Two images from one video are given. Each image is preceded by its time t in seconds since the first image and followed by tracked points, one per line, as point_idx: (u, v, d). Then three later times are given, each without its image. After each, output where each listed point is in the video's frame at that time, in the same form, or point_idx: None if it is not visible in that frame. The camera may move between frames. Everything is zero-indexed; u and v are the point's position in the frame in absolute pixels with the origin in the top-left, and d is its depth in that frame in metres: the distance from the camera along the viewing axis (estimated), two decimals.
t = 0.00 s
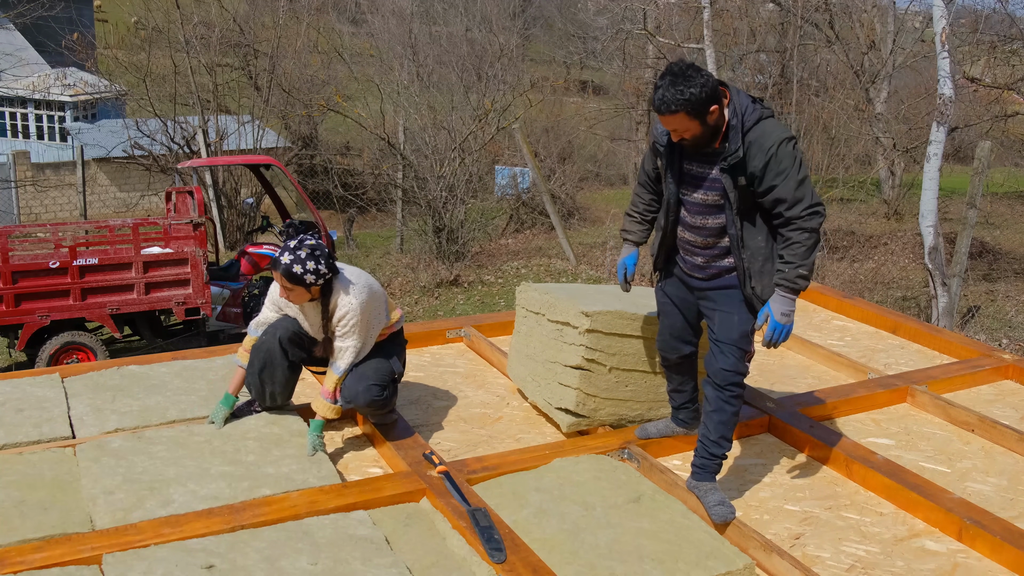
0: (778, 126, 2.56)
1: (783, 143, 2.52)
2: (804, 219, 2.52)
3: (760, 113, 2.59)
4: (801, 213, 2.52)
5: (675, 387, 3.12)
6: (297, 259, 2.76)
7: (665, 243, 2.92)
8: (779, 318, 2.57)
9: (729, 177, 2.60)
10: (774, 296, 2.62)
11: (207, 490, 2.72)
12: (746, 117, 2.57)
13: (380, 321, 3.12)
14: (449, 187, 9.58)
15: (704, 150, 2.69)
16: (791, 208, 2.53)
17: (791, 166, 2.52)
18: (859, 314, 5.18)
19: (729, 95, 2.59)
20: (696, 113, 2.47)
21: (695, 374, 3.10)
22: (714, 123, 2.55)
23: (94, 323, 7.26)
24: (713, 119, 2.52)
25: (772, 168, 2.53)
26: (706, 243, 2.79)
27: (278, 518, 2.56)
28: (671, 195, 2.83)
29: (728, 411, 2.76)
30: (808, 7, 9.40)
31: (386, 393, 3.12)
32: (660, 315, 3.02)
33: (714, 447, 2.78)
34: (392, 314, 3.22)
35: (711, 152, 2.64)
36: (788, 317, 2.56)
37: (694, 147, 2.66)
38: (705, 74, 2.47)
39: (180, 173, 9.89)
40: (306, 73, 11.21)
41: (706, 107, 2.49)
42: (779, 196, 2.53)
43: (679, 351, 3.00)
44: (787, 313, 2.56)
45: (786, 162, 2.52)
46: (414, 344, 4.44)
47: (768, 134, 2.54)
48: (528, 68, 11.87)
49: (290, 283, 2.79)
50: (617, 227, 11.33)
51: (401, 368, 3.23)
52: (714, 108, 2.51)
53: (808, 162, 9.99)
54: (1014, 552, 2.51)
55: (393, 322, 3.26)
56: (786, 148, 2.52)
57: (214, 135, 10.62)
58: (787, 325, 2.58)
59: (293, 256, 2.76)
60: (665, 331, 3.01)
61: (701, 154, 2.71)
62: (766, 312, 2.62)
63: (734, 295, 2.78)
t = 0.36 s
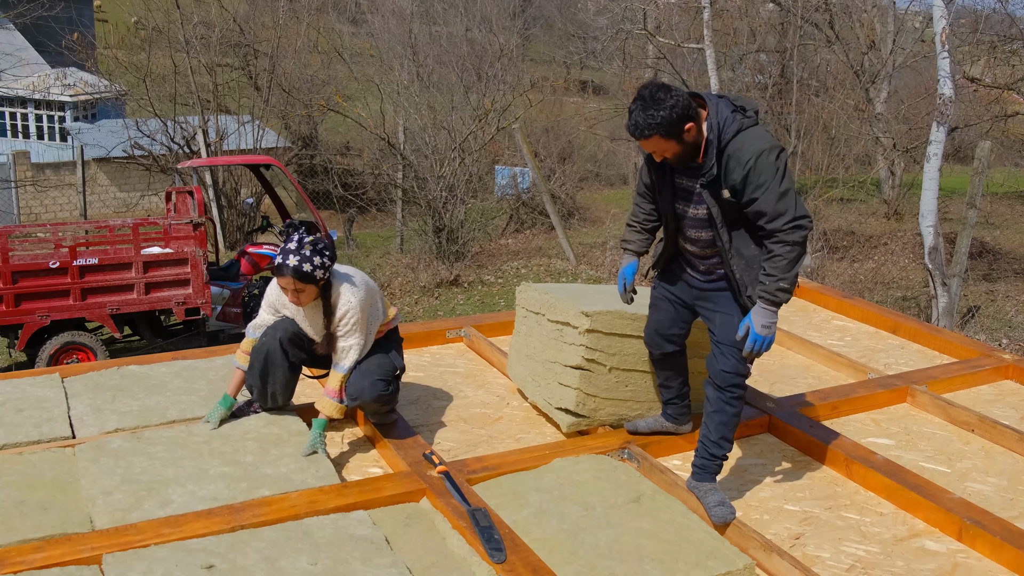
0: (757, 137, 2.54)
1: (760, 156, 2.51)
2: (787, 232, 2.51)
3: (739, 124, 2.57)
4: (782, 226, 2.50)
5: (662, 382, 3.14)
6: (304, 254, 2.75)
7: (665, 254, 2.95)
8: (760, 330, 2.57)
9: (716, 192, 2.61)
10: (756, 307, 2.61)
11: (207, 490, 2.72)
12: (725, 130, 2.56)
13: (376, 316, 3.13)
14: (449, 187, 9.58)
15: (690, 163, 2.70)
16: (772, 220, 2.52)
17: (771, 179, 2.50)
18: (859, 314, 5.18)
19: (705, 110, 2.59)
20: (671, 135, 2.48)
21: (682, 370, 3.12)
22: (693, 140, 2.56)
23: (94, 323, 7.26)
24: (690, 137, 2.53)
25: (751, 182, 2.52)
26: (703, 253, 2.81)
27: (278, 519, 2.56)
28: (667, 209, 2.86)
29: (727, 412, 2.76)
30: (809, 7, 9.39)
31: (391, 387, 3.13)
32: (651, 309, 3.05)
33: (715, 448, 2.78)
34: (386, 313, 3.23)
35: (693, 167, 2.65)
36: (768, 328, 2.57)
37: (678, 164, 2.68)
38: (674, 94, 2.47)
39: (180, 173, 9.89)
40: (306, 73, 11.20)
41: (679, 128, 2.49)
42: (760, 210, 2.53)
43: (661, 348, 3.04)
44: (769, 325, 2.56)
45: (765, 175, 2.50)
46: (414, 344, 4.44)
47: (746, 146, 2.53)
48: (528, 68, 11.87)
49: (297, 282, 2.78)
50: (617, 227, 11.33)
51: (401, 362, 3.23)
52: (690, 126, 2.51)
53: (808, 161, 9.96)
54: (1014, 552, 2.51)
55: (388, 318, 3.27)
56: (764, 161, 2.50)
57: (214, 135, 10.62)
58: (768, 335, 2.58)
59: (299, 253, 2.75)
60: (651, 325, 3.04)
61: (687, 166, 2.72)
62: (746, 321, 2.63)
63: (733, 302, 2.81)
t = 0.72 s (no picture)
0: (727, 124, 2.60)
1: (736, 139, 2.56)
2: (778, 201, 2.53)
3: (705, 118, 2.64)
4: (773, 196, 2.53)
5: (652, 393, 3.12)
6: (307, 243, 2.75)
7: (656, 266, 2.96)
8: (763, 294, 2.55)
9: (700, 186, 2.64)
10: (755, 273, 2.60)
11: (207, 490, 2.72)
12: (693, 125, 2.63)
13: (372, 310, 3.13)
14: (449, 187, 9.59)
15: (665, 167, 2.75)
16: (762, 194, 2.54)
17: (752, 156, 2.54)
18: (859, 314, 5.18)
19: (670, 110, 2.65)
20: (642, 135, 2.54)
21: (670, 379, 3.10)
22: (664, 139, 2.62)
23: (94, 323, 7.26)
24: (661, 137, 2.59)
25: (734, 163, 2.56)
26: (696, 252, 2.83)
27: (278, 518, 2.56)
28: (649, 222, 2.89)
29: (741, 408, 2.74)
30: (809, 7, 9.39)
31: (387, 376, 3.12)
32: (639, 315, 3.03)
33: (731, 446, 2.77)
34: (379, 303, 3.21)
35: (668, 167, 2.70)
36: (769, 293, 2.55)
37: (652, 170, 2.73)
38: (639, 96, 2.54)
39: (180, 173, 9.89)
40: (306, 74, 11.19)
41: (649, 129, 2.55)
42: (749, 187, 2.55)
43: (647, 356, 2.99)
44: (767, 287, 2.56)
45: (746, 155, 2.55)
46: (414, 344, 4.44)
47: (718, 134, 2.58)
48: (528, 68, 11.88)
49: (302, 273, 2.78)
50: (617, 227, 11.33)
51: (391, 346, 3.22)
52: (658, 125, 2.58)
53: (808, 162, 9.96)
54: (1014, 552, 2.50)
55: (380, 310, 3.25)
56: (741, 142, 2.55)
57: (214, 135, 10.63)
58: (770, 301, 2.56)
59: (303, 242, 2.75)
60: (638, 332, 3.01)
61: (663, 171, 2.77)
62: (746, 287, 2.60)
63: (729, 290, 2.81)
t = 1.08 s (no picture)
0: (694, 191, 2.46)
1: (694, 209, 2.44)
2: (736, 278, 2.39)
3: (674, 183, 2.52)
4: (727, 271, 2.40)
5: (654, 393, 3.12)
6: (355, 181, 2.74)
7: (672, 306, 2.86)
8: (716, 377, 2.54)
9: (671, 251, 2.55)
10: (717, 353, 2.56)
11: (206, 490, 2.72)
12: (662, 193, 2.52)
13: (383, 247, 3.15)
14: (449, 187, 9.60)
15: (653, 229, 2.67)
16: (718, 268, 2.42)
17: (712, 229, 2.41)
18: (858, 314, 5.18)
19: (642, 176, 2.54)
20: (610, 208, 2.50)
21: (675, 381, 3.09)
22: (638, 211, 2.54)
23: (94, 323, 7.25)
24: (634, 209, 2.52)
25: (697, 234, 2.45)
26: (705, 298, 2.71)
27: (278, 518, 2.56)
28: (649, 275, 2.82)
29: (762, 437, 2.64)
30: (809, 7, 9.39)
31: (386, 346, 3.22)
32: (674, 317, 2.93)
33: (755, 480, 2.63)
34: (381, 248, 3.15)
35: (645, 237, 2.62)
36: (724, 376, 2.52)
37: (635, 237, 2.66)
38: (612, 168, 2.49)
39: (180, 173, 9.89)
40: (306, 73, 11.18)
41: (619, 202, 2.50)
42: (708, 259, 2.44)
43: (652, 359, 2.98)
44: (727, 370, 2.52)
45: (704, 228, 2.42)
46: (414, 344, 4.44)
47: (682, 206, 2.47)
48: (528, 68, 11.86)
49: (346, 210, 2.74)
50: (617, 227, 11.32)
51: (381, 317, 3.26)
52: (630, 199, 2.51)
53: (809, 162, 9.96)
54: (1015, 552, 2.50)
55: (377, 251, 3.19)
56: (699, 214, 2.42)
57: (214, 135, 10.63)
58: (727, 384, 2.53)
59: (350, 180, 2.72)
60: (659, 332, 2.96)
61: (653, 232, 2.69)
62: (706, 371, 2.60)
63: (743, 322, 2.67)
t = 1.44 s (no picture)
0: (690, 309, 2.37)
1: (691, 329, 2.37)
2: (721, 397, 2.35)
3: (670, 296, 2.41)
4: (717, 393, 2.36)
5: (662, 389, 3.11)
6: (443, 103, 2.93)
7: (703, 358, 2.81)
8: (720, 510, 2.42)
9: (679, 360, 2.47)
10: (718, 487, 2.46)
11: (207, 490, 2.72)
12: (663, 309, 2.43)
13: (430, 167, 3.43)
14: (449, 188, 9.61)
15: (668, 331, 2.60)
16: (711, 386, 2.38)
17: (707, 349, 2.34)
18: (858, 314, 5.18)
19: (640, 290, 2.43)
20: (619, 329, 2.46)
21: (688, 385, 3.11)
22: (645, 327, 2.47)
23: (93, 323, 7.25)
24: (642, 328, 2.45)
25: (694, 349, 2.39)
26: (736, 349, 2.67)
27: (278, 519, 2.56)
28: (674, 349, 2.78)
29: (770, 441, 2.59)
30: (809, 7, 9.39)
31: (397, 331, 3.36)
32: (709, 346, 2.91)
33: (763, 483, 2.60)
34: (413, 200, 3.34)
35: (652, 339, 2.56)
36: (728, 508, 2.41)
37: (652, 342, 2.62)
38: (623, 291, 2.43)
39: (180, 173, 9.89)
40: (306, 73, 11.16)
41: (629, 324, 2.45)
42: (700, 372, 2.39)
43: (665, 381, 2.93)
44: (730, 501, 2.41)
45: (700, 349, 2.35)
46: (414, 344, 4.44)
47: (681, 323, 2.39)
48: (528, 68, 11.86)
49: (436, 131, 2.95)
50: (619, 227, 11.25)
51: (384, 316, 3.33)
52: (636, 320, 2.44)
53: (808, 162, 9.95)
54: (1015, 552, 2.50)
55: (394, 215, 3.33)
56: (695, 336, 2.35)
57: (214, 135, 10.62)
58: (734, 516, 2.41)
59: (440, 102, 2.91)
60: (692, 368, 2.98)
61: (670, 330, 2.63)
62: (708, 506, 2.48)
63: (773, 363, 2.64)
